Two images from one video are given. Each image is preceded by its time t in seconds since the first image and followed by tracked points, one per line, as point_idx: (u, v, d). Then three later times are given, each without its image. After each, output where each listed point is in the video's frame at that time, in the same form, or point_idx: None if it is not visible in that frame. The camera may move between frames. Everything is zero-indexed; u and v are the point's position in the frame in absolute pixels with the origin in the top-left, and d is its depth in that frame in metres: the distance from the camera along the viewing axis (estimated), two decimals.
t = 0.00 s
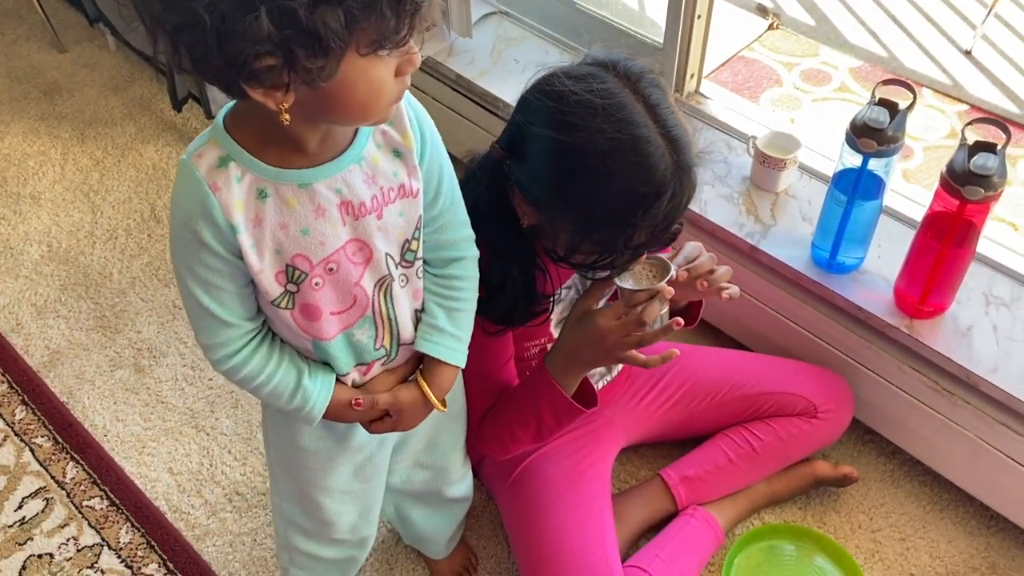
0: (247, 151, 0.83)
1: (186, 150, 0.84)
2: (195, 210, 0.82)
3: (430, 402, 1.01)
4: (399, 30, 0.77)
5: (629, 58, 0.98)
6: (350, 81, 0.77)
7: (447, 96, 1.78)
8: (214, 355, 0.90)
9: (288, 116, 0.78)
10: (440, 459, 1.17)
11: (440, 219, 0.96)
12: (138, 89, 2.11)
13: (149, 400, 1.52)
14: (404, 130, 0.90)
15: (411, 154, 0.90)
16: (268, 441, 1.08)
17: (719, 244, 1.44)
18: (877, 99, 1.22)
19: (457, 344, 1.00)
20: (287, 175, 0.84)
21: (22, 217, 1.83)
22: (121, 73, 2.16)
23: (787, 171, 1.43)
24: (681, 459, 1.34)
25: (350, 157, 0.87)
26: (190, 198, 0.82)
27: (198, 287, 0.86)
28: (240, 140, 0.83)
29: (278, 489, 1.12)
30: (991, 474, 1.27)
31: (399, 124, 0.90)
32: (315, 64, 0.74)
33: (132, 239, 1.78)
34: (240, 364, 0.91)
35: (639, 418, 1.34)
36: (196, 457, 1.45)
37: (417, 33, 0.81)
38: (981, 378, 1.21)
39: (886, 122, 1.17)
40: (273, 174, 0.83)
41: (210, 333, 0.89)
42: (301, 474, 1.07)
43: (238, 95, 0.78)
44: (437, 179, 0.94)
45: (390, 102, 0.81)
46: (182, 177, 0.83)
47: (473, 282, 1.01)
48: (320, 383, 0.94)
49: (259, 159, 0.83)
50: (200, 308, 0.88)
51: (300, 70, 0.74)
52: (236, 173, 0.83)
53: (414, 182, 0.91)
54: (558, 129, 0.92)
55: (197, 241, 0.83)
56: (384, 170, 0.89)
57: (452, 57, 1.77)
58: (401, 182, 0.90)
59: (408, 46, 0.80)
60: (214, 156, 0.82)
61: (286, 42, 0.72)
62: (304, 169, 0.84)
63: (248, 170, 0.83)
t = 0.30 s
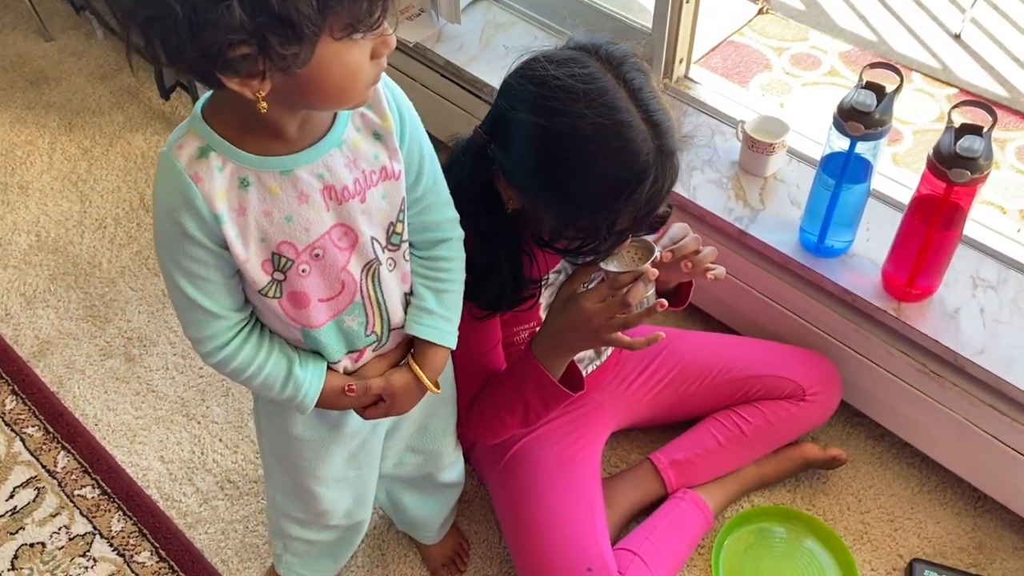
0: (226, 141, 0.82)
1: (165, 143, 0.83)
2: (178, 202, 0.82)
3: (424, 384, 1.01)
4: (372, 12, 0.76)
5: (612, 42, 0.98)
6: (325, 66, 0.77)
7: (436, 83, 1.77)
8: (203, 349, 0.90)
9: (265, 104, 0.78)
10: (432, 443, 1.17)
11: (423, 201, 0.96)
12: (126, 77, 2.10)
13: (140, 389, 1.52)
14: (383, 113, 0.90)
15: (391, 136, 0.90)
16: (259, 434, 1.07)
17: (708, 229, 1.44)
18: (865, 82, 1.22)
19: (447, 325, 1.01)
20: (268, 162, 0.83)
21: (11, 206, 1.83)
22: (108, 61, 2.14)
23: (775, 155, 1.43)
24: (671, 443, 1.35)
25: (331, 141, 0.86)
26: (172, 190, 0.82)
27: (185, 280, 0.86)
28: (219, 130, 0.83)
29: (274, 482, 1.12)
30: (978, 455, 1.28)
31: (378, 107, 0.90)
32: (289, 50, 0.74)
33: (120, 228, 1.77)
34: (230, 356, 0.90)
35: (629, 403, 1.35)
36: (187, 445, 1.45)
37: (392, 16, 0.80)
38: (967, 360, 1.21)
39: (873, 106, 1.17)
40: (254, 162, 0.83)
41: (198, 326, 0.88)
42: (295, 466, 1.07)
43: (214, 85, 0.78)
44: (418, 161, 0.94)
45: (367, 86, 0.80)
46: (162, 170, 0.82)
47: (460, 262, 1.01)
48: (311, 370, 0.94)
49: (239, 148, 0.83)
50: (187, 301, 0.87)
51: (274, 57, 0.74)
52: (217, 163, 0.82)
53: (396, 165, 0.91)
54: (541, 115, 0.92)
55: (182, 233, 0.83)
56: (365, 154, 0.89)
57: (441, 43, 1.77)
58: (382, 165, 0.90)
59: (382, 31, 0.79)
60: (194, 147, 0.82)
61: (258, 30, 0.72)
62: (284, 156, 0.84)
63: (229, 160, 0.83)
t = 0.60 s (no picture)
0: (208, 134, 0.82)
1: (146, 139, 0.83)
2: (162, 197, 0.81)
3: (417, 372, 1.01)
4: (350, 5, 0.76)
5: (600, 30, 0.98)
6: (303, 60, 0.77)
7: (429, 72, 1.77)
8: (193, 346, 0.89)
9: (244, 98, 0.78)
10: (426, 433, 1.17)
11: (407, 188, 0.96)
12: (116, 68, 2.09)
13: (133, 381, 1.52)
14: (364, 102, 0.90)
15: (373, 124, 0.91)
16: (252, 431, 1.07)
17: (700, 217, 1.45)
18: (856, 70, 1.22)
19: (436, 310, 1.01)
20: (251, 155, 0.83)
21: (2, 199, 1.82)
22: (98, 52, 2.13)
23: (767, 143, 1.43)
24: (665, 431, 1.36)
25: (314, 131, 0.86)
26: (156, 186, 0.81)
27: (172, 277, 0.85)
28: (200, 124, 0.82)
29: (269, 479, 1.13)
30: (969, 441, 1.29)
31: (359, 97, 0.90)
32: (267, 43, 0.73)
33: (113, 220, 1.77)
34: (221, 352, 0.90)
35: (621, 393, 1.35)
36: (182, 437, 1.45)
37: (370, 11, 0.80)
38: (958, 346, 1.22)
39: (864, 93, 1.18)
40: (237, 154, 0.83)
41: (187, 323, 0.88)
42: (290, 462, 1.07)
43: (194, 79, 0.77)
44: (400, 148, 0.94)
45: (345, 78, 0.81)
46: (145, 167, 0.82)
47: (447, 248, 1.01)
48: (302, 363, 0.94)
49: (221, 140, 0.82)
50: (174, 298, 0.87)
51: (252, 51, 0.73)
52: (200, 157, 0.82)
53: (379, 152, 0.91)
54: (530, 103, 0.92)
55: (168, 229, 0.83)
56: (348, 142, 0.89)
57: (432, 33, 1.76)
58: (366, 153, 0.90)
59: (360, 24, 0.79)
60: (176, 142, 0.82)
61: (237, 25, 0.71)
62: (267, 148, 0.84)
63: (211, 154, 0.82)
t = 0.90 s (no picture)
0: (198, 124, 0.81)
1: (134, 131, 0.82)
2: (153, 188, 0.81)
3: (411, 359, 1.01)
4: (335, 35, 0.76)
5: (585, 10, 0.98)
6: (285, 75, 0.76)
7: (422, 63, 1.76)
8: (188, 338, 0.88)
9: (219, 98, 0.78)
10: (422, 423, 1.17)
11: (397, 174, 0.97)
12: (108, 61, 2.08)
13: (129, 374, 1.52)
14: (354, 89, 0.91)
15: (361, 110, 0.91)
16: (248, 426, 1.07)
17: (694, 207, 1.45)
18: (850, 60, 1.22)
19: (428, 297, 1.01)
20: (240, 143, 0.83)
21: None
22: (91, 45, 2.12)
23: (762, 134, 1.43)
24: (662, 421, 1.36)
25: (302, 118, 0.87)
26: (145, 176, 0.81)
27: (165, 268, 0.84)
28: (188, 113, 0.81)
29: (266, 474, 1.13)
30: (962, 430, 1.29)
31: (348, 84, 0.91)
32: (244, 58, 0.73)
33: (107, 214, 1.76)
34: (216, 344, 0.89)
35: (617, 383, 1.35)
36: (178, 430, 1.45)
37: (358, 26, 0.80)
38: (952, 335, 1.22)
39: (858, 83, 1.17)
40: (227, 143, 0.83)
41: (181, 315, 0.87)
42: (287, 456, 1.07)
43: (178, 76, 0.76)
44: (389, 133, 0.95)
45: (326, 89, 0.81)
46: (135, 158, 0.81)
47: (438, 234, 1.01)
48: (296, 353, 0.93)
49: (210, 130, 0.82)
50: (167, 290, 0.86)
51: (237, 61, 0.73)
52: (190, 147, 0.81)
53: (368, 139, 0.92)
54: (517, 80, 0.92)
55: (160, 220, 0.82)
56: (337, 129, 0.90)
57: (426, 24, 1.76)
58: (354, 139, 0.91)
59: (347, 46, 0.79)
60: (165, 132, 0.81)
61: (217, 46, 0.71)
62: (256, 136, 0.84)
63: (200, 143, 0.82)
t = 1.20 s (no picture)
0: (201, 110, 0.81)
1: (138, 115, 0.82)
2: (153, 172, 0.81)
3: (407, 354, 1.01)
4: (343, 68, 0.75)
5: None
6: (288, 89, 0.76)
7: (418, 57, 1.76)
8: (183, 323, 0.89)
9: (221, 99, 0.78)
10: (421, 420, 1.18)
11: (399, 171, 0.97)
12: (103, 56, 2.08)
13: (126, 369, 1.52)
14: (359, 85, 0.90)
15: (364, 105, 0.91)
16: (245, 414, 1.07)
17: (691, 200, 1.45)
18: (846, 52, 1.22)
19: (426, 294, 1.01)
20: (241, 132, 0.83)
21: None
22: (86, 40, 2.12)
23: (758, 127, 1.43)
24: (658, 414, 1.36)
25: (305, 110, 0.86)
26: (146, 160, 0.81)
27: (162, 252, 0.85)
28: (191, 100, 0.81)
29: (263, 466, 1.13)
30: (958, 422, 1.30)
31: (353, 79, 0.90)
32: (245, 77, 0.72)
33: (103, 209, 1.76)
34: (210, 331, 0.90)
35: (615, 375, 1.36)
36: (175, 425, 1.45)
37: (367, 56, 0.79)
38: (948, 328, 1.22)
39: (854, 75, 1.18)
40: (228, 131, 0.82)
41: (177, 300, 0.87)
42: (285, 449, 1.07)
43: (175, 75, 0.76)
44: (393, 130, 0.94)
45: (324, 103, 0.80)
46: (137, 140, 0.81)
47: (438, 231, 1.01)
48: (291, 343, 0.93)
49: (213, 117, 0.82)
50: (164, 275, 0.86)
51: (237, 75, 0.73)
52: (191, 134, 0.81)
53: (370, 134, 0.91)
54: (507, 54, 0.92)
55: (158, 204, 0.82)
56: (339, 123, 0.89)
57: (421, 17, 1.76)
58: (357, 134, 0.90)
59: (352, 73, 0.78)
60: (167, 118, 0.81)
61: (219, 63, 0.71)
62: (258, 126, 0.84)
63: (202, 131, 0.82)
